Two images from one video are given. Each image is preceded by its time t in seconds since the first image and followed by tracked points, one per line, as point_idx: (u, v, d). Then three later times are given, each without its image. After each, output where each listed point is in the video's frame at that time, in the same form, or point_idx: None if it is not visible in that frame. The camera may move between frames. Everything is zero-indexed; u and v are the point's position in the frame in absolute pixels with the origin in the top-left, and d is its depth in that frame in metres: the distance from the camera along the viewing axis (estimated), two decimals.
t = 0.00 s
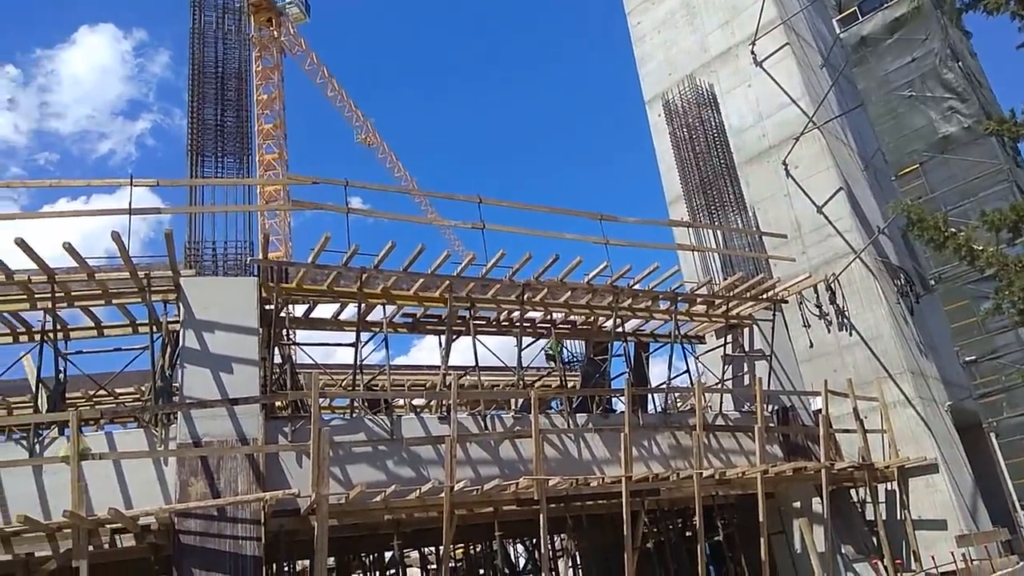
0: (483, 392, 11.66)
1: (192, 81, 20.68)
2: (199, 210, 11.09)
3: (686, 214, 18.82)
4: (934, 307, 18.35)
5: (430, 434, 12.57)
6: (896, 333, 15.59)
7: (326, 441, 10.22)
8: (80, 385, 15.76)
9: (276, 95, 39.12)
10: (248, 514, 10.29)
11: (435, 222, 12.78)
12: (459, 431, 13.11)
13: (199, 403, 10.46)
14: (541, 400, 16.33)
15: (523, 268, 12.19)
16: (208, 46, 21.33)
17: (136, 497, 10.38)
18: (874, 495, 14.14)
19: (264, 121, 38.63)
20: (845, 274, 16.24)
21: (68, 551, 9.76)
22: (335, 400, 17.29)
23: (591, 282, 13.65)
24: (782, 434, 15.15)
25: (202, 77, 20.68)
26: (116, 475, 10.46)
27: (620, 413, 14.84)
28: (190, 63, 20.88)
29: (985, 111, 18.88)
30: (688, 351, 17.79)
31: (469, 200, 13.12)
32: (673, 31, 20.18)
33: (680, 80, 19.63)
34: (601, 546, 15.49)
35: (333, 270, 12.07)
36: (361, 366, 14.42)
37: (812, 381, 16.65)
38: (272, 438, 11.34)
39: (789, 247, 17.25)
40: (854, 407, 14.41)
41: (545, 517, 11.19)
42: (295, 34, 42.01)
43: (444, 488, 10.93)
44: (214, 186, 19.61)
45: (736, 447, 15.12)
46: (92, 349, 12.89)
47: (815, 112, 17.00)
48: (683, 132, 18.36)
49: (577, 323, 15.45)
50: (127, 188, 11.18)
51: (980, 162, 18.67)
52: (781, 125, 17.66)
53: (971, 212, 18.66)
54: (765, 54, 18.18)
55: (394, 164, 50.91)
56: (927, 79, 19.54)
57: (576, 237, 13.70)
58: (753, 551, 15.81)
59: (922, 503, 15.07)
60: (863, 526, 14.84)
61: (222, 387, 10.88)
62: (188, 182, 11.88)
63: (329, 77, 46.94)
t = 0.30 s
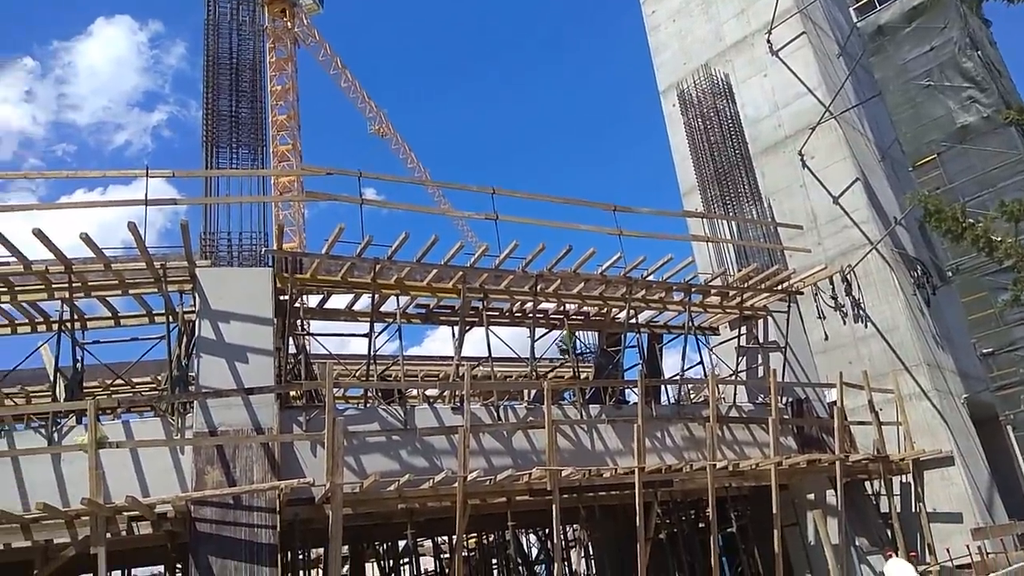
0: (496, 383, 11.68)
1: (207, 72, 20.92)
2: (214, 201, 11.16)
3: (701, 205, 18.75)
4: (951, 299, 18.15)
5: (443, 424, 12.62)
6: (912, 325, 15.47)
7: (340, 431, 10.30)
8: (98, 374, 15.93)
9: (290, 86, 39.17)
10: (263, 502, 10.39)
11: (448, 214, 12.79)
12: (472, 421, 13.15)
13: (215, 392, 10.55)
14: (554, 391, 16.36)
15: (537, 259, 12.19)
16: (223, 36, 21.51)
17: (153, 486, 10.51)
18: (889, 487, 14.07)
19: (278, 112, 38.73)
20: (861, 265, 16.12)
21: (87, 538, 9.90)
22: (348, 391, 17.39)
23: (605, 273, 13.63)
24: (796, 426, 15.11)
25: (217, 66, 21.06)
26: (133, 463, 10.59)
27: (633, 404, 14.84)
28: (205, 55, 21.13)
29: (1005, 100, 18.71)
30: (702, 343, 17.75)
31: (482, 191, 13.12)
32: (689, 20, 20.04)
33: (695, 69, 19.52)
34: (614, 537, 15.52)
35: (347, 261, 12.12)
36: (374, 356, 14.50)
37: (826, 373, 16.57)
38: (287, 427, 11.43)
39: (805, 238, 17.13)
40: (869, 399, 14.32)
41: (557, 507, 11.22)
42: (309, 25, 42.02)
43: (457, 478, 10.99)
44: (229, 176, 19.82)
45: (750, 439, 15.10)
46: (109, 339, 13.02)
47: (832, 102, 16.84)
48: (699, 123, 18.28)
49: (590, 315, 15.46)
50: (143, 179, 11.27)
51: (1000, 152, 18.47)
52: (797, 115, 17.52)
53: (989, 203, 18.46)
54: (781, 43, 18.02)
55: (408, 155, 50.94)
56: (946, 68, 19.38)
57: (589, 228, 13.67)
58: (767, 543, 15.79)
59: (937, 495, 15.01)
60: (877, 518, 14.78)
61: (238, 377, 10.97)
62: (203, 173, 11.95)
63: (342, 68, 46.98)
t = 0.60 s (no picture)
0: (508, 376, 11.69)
1: (220, 65, 21.12)
2: (228, 194, 11.22)
3: (715, 198, 18.68)
4: (968, 293, 17.94)
5: (456, 417, 12.65)
6: (928, 319, 15.35)
7: (354, 422, 10.37)
8: (114, 366, 16.09)
9: (303, 79, 39.27)
10: (277, 493, 10.47)
11: (461, 206, 12.80)
12: (485, 414, 13.18)
13: (229, 383, 10.63)
14: (566, 384, 16.38)
15: (549, 252, 12.18)
16: (236, 31, 21.61)
17: (168, 476, 10.61)
18: (903, 482, 14.00)
19: (291, 105, 38.85)
20: (877, 259, 16.00)
21: (103, 527, 10.01)
22: (362, 383, 17.47)
23: (618, 266, 13.61)
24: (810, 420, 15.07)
25: (232, 61, 21.23)
26: (149, 454, 10.70)
27: (645, 398, 14.83)
28: (219, 47, 21.33)
29: None
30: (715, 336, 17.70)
31: (494, 184, 13.12)
32: (703, 11, 19.92)
33: (709, 61, 19.41)
34: (626, 530, 15.54)
35: (361, 254, 12.17)
36: (387, 349, 14.55)
37: (841, 367, 16.48)
38: (301, 419, 11.50)
39: (820, 231, 17.02)
40: (883, 394, 14.25)
41: (569, 500, 11.25)
42: (322, 18, 42.11)
43: (469, 470, 11.05)
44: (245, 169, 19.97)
45: (763, 433, 15.06)
46: (125, 331, 13.13)
47: (848, 94, 16.71)
48: (713, 115, 18.17)
49: (602, 308, 15.46)
50: (158, 172, 11.35)
51: (1017, 145, 18.34)
52: (813, 107, 17.38)
53: (1006, 196, 18.40)
54: (797, 34, 17.87)
55: (420, 148, 50.96)
56: (964, 60, 19.11)
57: (602, 221, 13.65)
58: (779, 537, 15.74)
59: (952, 490, 14.91)
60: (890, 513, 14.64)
61: (252, 369, 11.05)
62: (217, 166, 12.01)
63: (355, 61, 47.06)
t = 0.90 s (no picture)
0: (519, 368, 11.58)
1: (229, 56, 21.10)
2: (237, 186, 11.13)
3: (727, 188, 18.49)
4: (985, 285, 17.55)
5: (466, 410, 12.57)
6: (944, 310, 15.13)
7: (364, 415, 10.30)
8: (125, 358, 16.07)
9: (311, 70, 39.16)
10: (287, 486, 10.43)
11: (471, 198, 12.69)
12: (495, 407, 13.10)
13: (239, 376, 10.58)
14: (576, 377, 16.29)
15: (559, 244, 12.06)
16: (244, 21, 21.52)
17: (179, 469, 10.58)
18: (918, 475, 13.84)
19: (300, 96, 38.77)
20: (892, 249, 15.79)
21: (113, 520, 9.99)
22: (371, 375, 17.43)
23: (629, 258, 13.47)
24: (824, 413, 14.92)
25: (241, 53, 21.15)
26: (159, 446, 10.67)
27: (656, 390, 14.72)
28: (228, 38, 21.32)
29: None
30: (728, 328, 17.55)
31: (504, 175, 12.99)
32: None
33: (722, 49, 19.18)
34: (637, 524, 15.45)
35: (370, 246, 12.09)
36: (397, 341, 14.48)
37: (855, 359, 16.29)
38: (310, 412, 11.45)
39: (834, 222, 16.80)
40: (898, 386, 14.07)
41: (580, 493, 11.17)
42: (331, 9, 41.98)
43: (480, 464, 10.98)
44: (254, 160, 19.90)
45: (776, 426, 14.92)
46: (135, 324, 13.10)
47: (863, 82, 16.46)
48: (726, 104, 17.97)
49: (614, 300, 15.34)
50: (167, 164, 11.29)
51: None
52: (827, 96, 17.14)
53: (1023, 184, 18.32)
54: (811, 22, 17.60)
55: (429, 139, 50.82)
56: (981, 47, 18.67)
57: (613, 212, 13.51)
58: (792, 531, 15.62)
59: (968, 484, 14.74)
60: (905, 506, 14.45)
61: (261, 362, 10.99)
62: (226, 157, 11.92)
63: (364, 52, 46.90)
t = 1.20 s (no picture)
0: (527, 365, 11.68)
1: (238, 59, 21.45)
2: (248, 187, 11.28)
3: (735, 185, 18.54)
4: (993, 279, 17.49)
5: (476, 407, 12.69)
6: (952, 305, 15.13)
7: (374, 413, 10.44)
8: (140, 358, 16.30)
9: (320, 71, 39.39)
10: (300, 482, 10.60)
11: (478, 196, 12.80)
12: (505, 403, 13.23)
13: (251, 375, 10.75)
14: (585, 373, 16.41)
15: (567, 241, 12.15)
16: (254, 23, 22.02)
17: (194, 466, 10.77)
18: (927, 469, 13.88)
19: (309, 97, 39.02)
20: (900, 244, 15.79)
21: (129, 517, 10.17)
22: (382, 373, 17.60)
23: (637, 255, 13.54)
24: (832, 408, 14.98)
25: (250, 55, 21.57)
26: (175, 444, 10.86)
27: (665, 386, 14.81)
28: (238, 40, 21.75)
29: None
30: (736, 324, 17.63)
31: (512, 174, 13.11)
32: None
33: (728, 46, 19.23)
34: (646, 519, 15.56)
35: (379, 245, 12.22)
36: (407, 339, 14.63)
37: (864, 354, 16.31)
38: (321, 409, 11.60)
39: (842, 217, 16.82)
40: (907, 381, 14.10)
41: (590, 489, 11.29)
42: (339, 10, 42.19)
43: (490, 459, 11.12)
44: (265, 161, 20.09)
45: (785, 421, 14.98)
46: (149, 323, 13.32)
47: (869, 78, 16.46)
48: (733, 100, 18.02)
49: (622, 297, 15.44)
50: (179, 165, 11.47)
51: None
52: (834, 92, 17.15)
53: None
54: (817, 18, 17.61)
55: (438, 139, 50.98)
56: (988, 40, 18.59)
57: (620, 210, 13.59)
58: (802, 525, 15.65)
59: (978, 478, 14.75)
60: (914, 500, 14.49)
61: (274, 360, 11.15)
62: (236, 159, 12.08)
63: (372, 52, 47.10)
